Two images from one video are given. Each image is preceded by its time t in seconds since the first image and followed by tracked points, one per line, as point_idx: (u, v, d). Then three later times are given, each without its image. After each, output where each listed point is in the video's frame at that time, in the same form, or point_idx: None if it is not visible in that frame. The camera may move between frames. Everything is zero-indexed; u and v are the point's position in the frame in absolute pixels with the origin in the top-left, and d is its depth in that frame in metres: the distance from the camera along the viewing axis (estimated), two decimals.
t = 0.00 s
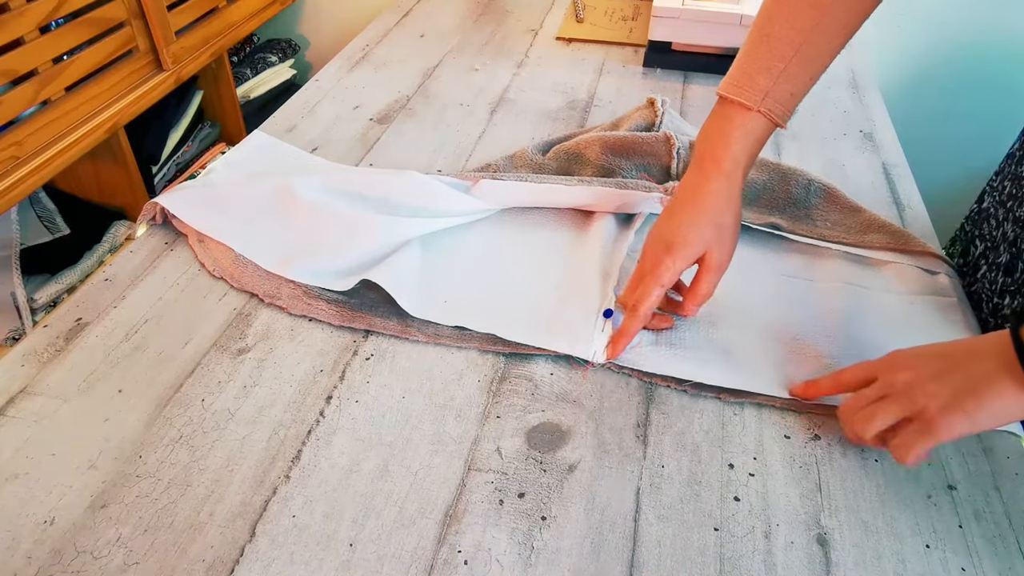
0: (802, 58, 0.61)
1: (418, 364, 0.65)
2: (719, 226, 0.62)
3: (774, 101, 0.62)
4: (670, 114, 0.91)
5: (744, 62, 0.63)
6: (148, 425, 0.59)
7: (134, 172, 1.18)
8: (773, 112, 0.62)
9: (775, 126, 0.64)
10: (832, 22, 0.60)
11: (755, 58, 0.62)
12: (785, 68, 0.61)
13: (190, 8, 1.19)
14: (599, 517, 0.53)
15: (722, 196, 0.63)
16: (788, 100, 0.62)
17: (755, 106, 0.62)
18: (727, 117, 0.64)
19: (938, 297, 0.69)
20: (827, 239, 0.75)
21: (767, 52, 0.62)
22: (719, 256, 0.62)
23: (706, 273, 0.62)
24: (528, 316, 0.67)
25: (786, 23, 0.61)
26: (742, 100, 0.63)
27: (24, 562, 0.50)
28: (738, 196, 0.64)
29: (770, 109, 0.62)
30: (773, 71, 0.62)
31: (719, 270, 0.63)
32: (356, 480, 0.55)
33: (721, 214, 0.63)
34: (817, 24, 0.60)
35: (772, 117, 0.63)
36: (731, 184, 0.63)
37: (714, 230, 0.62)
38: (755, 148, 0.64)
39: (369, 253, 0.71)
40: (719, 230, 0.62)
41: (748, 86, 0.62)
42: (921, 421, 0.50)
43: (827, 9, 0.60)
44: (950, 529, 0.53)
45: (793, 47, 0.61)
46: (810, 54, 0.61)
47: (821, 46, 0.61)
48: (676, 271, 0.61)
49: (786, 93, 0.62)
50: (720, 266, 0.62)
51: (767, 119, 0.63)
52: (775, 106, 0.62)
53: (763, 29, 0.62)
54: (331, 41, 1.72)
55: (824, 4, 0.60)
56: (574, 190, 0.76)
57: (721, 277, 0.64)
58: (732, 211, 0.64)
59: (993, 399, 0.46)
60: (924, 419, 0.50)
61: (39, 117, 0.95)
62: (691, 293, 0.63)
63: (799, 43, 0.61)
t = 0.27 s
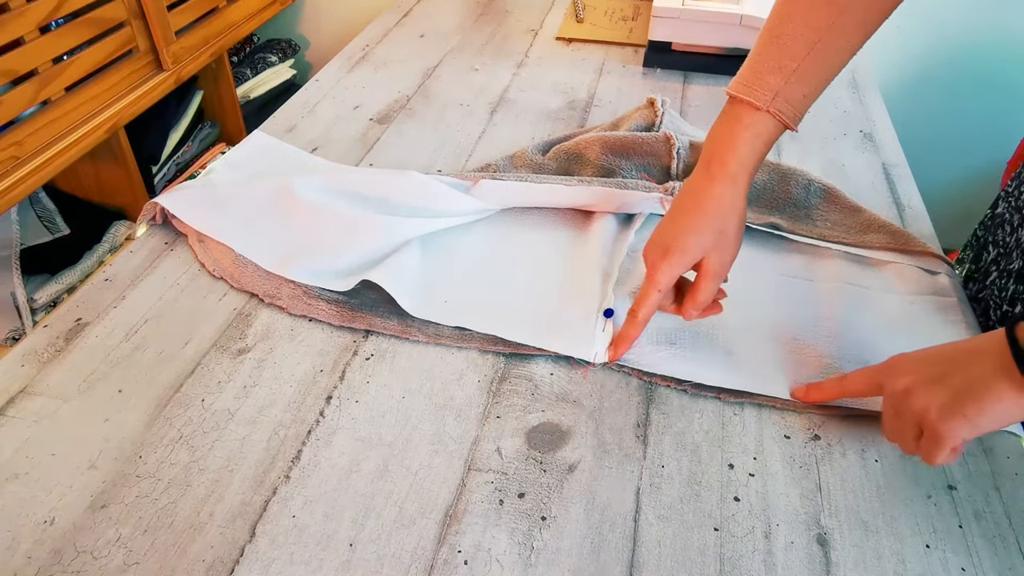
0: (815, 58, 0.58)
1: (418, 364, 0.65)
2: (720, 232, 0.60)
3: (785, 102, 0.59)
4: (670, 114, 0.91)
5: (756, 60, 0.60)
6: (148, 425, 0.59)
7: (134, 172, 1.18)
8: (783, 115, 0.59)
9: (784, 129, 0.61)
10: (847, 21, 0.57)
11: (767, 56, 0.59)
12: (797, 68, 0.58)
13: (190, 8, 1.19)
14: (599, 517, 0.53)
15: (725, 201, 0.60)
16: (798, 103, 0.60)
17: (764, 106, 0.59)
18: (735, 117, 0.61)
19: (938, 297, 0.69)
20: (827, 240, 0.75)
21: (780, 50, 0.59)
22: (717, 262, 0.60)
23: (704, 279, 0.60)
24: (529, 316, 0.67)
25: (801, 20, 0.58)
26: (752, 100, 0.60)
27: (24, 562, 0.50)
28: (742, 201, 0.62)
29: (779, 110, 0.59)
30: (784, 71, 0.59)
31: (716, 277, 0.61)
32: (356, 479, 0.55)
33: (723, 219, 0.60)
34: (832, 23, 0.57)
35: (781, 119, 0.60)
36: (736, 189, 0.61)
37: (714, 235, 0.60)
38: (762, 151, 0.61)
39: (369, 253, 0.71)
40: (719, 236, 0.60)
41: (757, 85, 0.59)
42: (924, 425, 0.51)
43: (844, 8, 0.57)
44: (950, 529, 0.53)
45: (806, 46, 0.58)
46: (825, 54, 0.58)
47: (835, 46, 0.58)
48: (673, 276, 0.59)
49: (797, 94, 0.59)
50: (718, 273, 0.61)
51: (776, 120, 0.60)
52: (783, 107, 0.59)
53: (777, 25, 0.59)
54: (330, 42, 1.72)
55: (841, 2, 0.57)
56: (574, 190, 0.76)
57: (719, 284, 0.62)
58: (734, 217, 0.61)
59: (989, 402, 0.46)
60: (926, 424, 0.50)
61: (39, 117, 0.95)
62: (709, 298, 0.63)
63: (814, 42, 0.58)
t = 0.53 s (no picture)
0: (838, 58, 0.55)
1: (418, 364, 0.65)
2: (730, 237, 0.58)
3: (803, 104, 0.56)
4: (670, 114, 0.91)
5: (773, 59, 0.57)
6: (148, 425, 0.59)
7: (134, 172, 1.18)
8: (798, 117, 0.56)
9: (802, 130, 0.58)
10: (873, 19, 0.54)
11: (785, 55, 0.56)
12: (816, 69, 0.55)
13: (190, 8, 1.19)
14: (599, 517, 0.53)
15: (736, 205, 0.58)
16: (817, 104, 0.56)
17: (780, 108, 0.56)
18: (748, 118, 0.58)
19: (938, 297, 0.69)
20: (828, 240, 0.74)
21: (800, 49, 0.55)
22: (726, 267, 0.58)
23: (711, 284, 0.59)
24: (529, 316, 0.67)
25: (822, 18, 0.54)
26: (765, 101, 0.57)
27: (24, 562, 0.50)
28: (756, 204, 0.59)
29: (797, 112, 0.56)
30: (803, 71, 0.55)
31: (726, 282, 0.59)
32: (356, 479, 0.55)
33: (734, 224, 0.58)
34: (858, 20, 0.54)
35: (796, 121, 0.56)
36: (748, 192, 0.58)
37: (723, 240, 0.58)
38: (777, 153, 0.58)
39: (369, 254, 0.71)
40: (729, 240, 0.58)
41: (774, 85, 0.56)
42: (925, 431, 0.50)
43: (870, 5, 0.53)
44: (950, 529, 0.53)
45: (828, 45, 0.54)
46: (847, 55, 0.55)
47: (860, 46, 0.55)
48: (680, 280, 0.58)
49: (815, 96, 0.56)
50: (728, 278, 0.59)
51: (793, 122, 0.57)
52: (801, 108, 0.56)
53: (798, 22, 0.56)
54: (330, 42, 1.72)
55: None
56: (574, 190, 0.76)
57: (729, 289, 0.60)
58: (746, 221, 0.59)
59: (987, 407, 0.45)
60: (929, 431, 0.49)
61: (39, 117, 0.95)
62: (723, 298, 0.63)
63: (835, 42, 0.54)
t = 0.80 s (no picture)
0: (836, 64, 0.54)
1: (417, 364, 0.65)
2: (727, 241, 0.57)
3: (800, 110, 0.55)
4: (670, 114, 0.91)
5: (773, 63, 0.56)
6: (148, 425, 0.59)
7: (134, 172, 1.18)
8: (795, 122, 0.55)
9: (801, 135, 0.57)
10: (873, 24, 0.52)
11: (783, 59, 0.55)
12: (815, 74, 0.54)
13: (190, 8, 1.19)
14: (599, 517, 0.53)
15: (733, 210, 0.57)
16: (815, 109, 0.55)
17: (777, 113, 0.55)
18: (745, 122, 0.57)
19: (938, 296, 0.69)
20: (828, 240, 0.75)
21: (796, 54, 0.54)
22: (723, 271, 0.58)
23: (708, 287, 0.58)
24: (529, 317, 0.67)
25: (820, 23, 0.53)
26: (762, 105, 0.56)
27: (24, 562, 0.50)
28: (753, 208, 0.58)
29: (794, 118, 0.55)
30: (800, 77, 0.54)
31: (724, 285, 0.59)
32: (356, 479, 0.55)
33: (731, 228, 0.57)
34: (856, 25, 0.52)
35: (793, 126, 0.55)
36: (745, 196, 0.57)
37: (719, 244, 0.57)
38: (773, 158, 0.58)
39: (369, 254, 0.71)
40: (726, 244, 0.57)
41: (771, 90, 0.55)
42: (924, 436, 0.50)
43: (872, 9, 0.51)
44: (950, 529, 0.53)
45: (825, 51, 0.53)
46: (847, 60, 0.53)
47: (860, 51, 0.53)
48: (677, 284, 0.58)
49: (813, 101, 0.55)
50: (725, 281, 0.58)
51: (790, 128, 0.56)
52: (798, 114, 0.55)
53: (797, 26, 0.55)
54: (330, 42, 1.72)
55: (869, 3, 0.51)
56: (574, 190, 0.76)
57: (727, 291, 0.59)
58: (743, 225, 0.58)
59: (984, 415, 0.45)
60: (926, 436, 0.49)
61: (39, 117, 0.95)
62: (727, 296, 0.64)
63: (835, 47, 0.53)
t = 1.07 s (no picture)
0: (839, 70, 0.53)
1: (417, 364, 0.65)
2: (726, 244, 0.56)
3: (801, 114, 0.54)
4: (670, 114, 0.91)
5: (776, 67, 0.55)
6: (148, 426, 0.59)
7: (134, 172, 1.18)
8: (795, 126, 0.55)
9: (801, 141, 0.56)
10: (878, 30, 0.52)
11: (787, 63, 0.54)
12: (819, 79, 0.53)
13: (190, 8, 1.19)
14: (599, 517, 0.53)
15: (731, 213, 0.56)
16: (817, 115, 0.54)
17: (778, 118, 0.55)
18: (745, 126, 0.57)
19: (938, 296, 0.69)
20: (828, 240, 0.75)
21: (800, 59, 0.54)
22: (721, 274, 0.57)
23: (709, 291, 0.57)
24: (529, 317, 0.67)
25: (825, 28, 0.53)
26: (764, 109, 0.55)
27: (24, 562, 0.50)
28: (751, 212, 0.57)
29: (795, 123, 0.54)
30: (803, 81, 0.54)
31: (723, 289, 0.57)
32: (356, 479, 0.55)
33: (729, 232, 0.56)
34: (861, 31, 0.52)
35: (794, 130, 0.55)
36: (743, 200, 0.57)
37: (718, 246, 0.56)
38: (773, 162, 0.57)
39: (370, 254, 0.71)
40: (725, 247, 0.56)
41: (773, 94, 0.55)
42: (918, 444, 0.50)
43: (878, 16, 0.51)
44: (950, 529, 0.53)
45: (830, 56, 0.53)
46: (851, 67, 0.53)
47: (865, 57, 0.53)
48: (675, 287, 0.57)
49: (815, 107, 0.54)
50: (724, 285, 0.57)
51: (790, 132, 0.55)
52: (799, 118, 0.54)
53: (801, 30, 0.54)
54: (330, 42, 1.72)
55: (874, 10, 0.51)
56: (574, 190, 0.76)
57: (727, 297, 0.58)
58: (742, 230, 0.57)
59: (976, 423, 0.45)
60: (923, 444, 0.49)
61: (39, 117, 0.95)
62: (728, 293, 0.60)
63: (839, 53, 0.53)
